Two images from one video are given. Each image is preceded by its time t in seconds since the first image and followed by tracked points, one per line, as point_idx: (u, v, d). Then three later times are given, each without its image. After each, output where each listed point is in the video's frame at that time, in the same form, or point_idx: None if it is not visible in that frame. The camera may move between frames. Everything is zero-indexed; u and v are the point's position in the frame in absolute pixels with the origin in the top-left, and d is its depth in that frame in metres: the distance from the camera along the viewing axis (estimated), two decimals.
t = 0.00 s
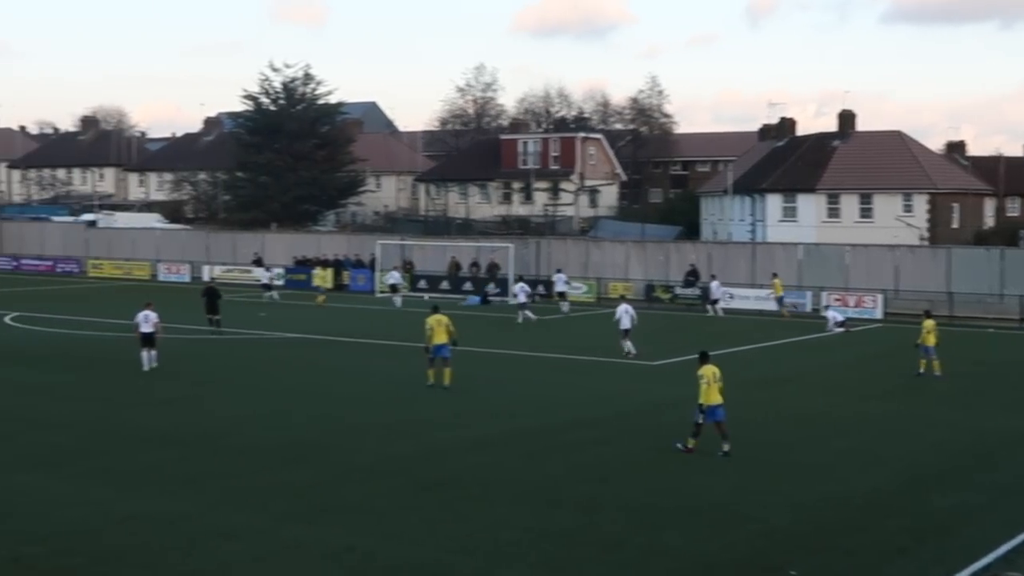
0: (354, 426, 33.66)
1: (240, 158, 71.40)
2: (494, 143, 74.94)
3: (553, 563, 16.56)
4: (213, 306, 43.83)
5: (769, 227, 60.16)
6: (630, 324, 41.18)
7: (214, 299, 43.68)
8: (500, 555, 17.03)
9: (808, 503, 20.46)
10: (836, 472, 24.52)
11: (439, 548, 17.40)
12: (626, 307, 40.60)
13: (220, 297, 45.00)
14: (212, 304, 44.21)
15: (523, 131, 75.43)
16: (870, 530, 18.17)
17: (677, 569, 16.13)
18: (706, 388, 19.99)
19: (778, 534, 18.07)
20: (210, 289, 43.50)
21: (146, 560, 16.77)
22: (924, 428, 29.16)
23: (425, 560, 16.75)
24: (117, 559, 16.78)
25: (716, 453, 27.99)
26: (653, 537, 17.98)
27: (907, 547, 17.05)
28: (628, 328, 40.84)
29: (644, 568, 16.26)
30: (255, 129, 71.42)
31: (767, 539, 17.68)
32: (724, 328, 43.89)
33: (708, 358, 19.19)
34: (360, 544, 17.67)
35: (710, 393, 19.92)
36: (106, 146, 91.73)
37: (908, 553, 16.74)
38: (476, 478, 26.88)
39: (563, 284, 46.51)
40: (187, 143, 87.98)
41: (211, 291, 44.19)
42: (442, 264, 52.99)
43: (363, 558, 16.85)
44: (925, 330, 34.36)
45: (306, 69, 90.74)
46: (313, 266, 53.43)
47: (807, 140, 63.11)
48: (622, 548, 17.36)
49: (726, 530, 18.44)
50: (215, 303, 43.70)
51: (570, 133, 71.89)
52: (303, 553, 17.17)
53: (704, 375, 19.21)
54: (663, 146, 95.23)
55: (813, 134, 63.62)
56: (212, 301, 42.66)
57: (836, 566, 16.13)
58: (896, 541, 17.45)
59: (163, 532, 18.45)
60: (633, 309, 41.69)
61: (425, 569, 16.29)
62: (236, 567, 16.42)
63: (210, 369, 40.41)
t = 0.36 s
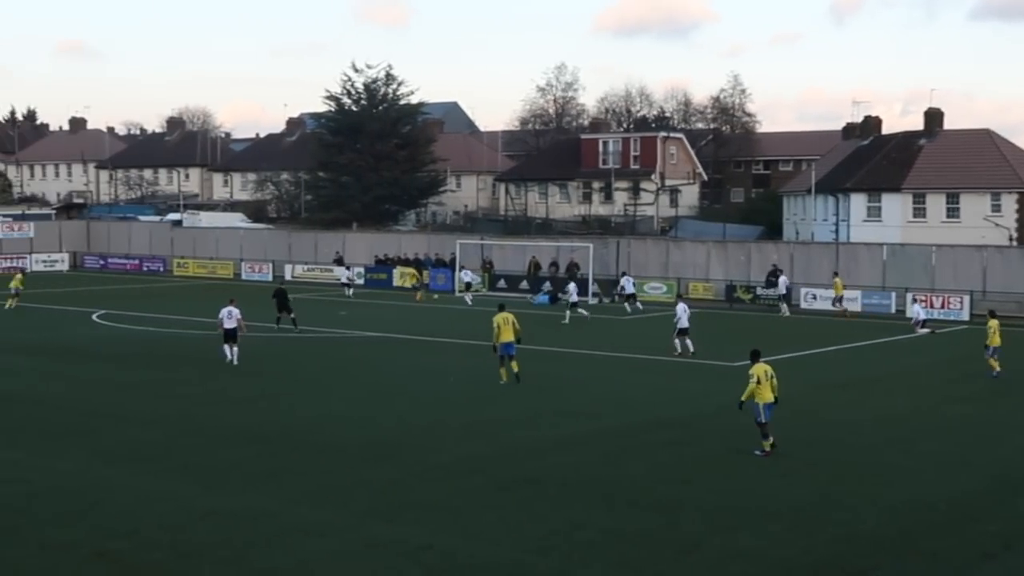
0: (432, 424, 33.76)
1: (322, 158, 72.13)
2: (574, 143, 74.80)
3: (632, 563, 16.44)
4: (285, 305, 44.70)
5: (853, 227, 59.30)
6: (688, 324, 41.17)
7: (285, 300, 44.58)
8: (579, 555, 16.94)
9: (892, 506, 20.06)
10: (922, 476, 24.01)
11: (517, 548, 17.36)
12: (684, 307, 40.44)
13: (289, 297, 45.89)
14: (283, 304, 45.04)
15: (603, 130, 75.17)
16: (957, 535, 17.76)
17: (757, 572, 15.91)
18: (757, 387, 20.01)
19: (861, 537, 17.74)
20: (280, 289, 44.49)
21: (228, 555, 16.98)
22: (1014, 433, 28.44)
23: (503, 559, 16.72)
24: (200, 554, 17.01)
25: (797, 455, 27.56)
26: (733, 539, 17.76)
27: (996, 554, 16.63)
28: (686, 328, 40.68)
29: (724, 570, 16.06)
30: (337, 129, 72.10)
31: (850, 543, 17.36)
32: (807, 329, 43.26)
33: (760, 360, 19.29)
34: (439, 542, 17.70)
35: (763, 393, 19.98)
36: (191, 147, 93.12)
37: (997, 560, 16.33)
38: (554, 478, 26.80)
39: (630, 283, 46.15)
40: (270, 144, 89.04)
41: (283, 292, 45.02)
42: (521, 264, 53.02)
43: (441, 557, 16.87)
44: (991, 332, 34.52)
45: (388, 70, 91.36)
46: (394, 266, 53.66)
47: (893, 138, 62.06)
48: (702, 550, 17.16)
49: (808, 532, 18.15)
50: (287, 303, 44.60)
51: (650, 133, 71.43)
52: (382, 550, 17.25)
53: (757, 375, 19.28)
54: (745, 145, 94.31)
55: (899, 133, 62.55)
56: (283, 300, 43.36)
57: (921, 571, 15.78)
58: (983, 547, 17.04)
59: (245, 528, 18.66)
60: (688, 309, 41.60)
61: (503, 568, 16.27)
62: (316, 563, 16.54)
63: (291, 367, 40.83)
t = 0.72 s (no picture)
0: (467, 424, 33.77)
1: (359, 158, 72.31)
2: (610, 143, 74.62)
3: (668, 564, 16.38)
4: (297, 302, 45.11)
5: (891, 227, 58.92)
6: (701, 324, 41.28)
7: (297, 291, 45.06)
8: (614, 556, 16.89)
9: (932, 509, 19.86)
10: (962, 479, 23.78)
11: (552, 548, 17.32)
12: (699, 306, 40.59)
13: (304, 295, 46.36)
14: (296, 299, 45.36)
15: (639, 130, 74.94)
16: (997, 539, 17.57)
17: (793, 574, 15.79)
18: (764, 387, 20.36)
19: (899, 540, 17.58)
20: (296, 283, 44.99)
21: (264, 553, 17.03)
22: None
23: (538, 560, 16.70)
24: (236, 552, 17.07)
25: (836, 457, 27.34)
26: (770, 540, 17.66)
27: None
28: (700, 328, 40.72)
29: (759, 572, 15.95)
30: (373, 129, 72.23)
31: (889, 546, 17.20)
32: (843, 331, 42.93)
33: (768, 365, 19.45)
34: (474, 542, 17.68)
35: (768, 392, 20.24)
36: (229, 147, 93.61)
37: None
38: (589, 477, 26.75)
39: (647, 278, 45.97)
40: (307, 144, 89.31)
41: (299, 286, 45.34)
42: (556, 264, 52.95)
43: (476, 556, 16.85)
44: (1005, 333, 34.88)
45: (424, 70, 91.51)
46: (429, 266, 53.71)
47: (931, 138, 61.54)
48: (738, 552, 17.06)
49: (845, 535, 18.00)
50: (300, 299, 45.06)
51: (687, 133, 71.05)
52: (417, 549, 17.25)
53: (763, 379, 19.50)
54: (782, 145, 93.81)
55: (938, 133, 62.02)
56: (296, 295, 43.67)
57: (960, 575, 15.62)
58: None
59: (282, 526, 18.71)
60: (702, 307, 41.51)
61: (539, 568, 16.22)
62: (352, 561, 16.55)
63: (327, 366, 40.97)
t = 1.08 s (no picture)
0: (464, 424, 33.78)
1: (356, 158, 72.32)
2: (607, 143, 74.63)
3: (664, 565, 16.40)
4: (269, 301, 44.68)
5: (887, 228, 58.91)
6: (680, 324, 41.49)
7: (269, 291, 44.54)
8: (610, 556, 16.90)
9: (928, 510, 19.90)
10: (957, 480, 23.83)
11: (549, 548, 17.33)
12: (677, 307, 40.81)
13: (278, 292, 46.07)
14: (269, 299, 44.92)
15: (636, 131, 74.99)
16: (993, 540, 17.61)
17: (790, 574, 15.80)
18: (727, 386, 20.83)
19: (896, 541, 17.61)
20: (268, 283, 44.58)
21: (261, 553, 17.02)
22: None
23: (534, 560, 16.71)
24: (233, 552, 17.06)
25: (831, 458, 27.39)
26: (766, 541, 17.68)
27: None
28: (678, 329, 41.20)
29: (756, 572, 15.97)
30: (370, 129, 72.17)
31: (885, 547, 17.24)
32: (839, 332, 42.91)
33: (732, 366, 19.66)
34: (471, 542, 17.69)
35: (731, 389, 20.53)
36: (226, 147, 93.51)
37: None
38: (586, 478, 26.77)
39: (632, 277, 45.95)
40: (304, 143, 89.20)
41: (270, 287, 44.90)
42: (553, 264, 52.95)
43: (473, 557, 16.85)
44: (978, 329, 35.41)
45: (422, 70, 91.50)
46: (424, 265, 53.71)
47: (928, 140, 61.63)
48: (735, 552, 17.09)
49: (841, 535, 18.04)
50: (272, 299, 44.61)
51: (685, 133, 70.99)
52: (413, 549, 17.25)
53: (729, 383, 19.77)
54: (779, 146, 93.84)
55: (934, 134, 62.11)
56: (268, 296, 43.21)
57: None
58: (1019, 552, 16.91)
59: (280, 526, 18.70)
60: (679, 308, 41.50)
61: (536, 569, 16.21)
62: (350, 562, 16.55)
63: (324, 366, 40.96)
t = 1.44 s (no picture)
0: (488, 427, 33.71)
1: (383, 161, 72.52)
2: (633, 146, 74.50)
3: (690, 568, 16.31)
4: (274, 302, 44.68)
5: (916, 232, 58.60)
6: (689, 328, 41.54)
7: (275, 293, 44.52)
8: (635, 559, 16.83)
9: (956, 515, 19.73)
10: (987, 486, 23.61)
11: (574, 551, 17.27)
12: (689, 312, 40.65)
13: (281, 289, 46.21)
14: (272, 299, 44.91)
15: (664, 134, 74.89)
16: (1022, 545, 17.44)
17: None
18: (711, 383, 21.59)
19: (924, 546, 17.46)
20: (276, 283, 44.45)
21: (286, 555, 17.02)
22: None
23: (559, 563, 16.64)
24: (258, 553, 17.08)
25: (858, 463, 27.20)
26: (791, 545, 17.55)
27: None
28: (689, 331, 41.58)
29: None
30: (397, 133, 72.36)
31: (912, 552, 17.08)
32: (868, 337, 42.52)
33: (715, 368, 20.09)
34: (496, 545, 17.64)
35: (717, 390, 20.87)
36: (255, 152, 93.98)
37: None
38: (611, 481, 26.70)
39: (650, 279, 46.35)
40: (331, 147, 89.50)
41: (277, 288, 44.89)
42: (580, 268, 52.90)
43: (498, 559, 16.80)
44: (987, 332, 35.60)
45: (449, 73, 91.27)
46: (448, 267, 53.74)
47: (957, 143, 61.32)
48: (761, 556, 16.99)
49: (868, 540, 17.90)
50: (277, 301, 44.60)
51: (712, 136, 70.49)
52: (438, 552, 17.23)
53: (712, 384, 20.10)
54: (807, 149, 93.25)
55: (963, 137, 61.78)
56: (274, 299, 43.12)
57: None
58: None
59: (306, 528, 18.71)
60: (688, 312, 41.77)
61: (561, 572, 16.15)
62: (374, 564, 16.53)
63: (347, 368, 41.01)
